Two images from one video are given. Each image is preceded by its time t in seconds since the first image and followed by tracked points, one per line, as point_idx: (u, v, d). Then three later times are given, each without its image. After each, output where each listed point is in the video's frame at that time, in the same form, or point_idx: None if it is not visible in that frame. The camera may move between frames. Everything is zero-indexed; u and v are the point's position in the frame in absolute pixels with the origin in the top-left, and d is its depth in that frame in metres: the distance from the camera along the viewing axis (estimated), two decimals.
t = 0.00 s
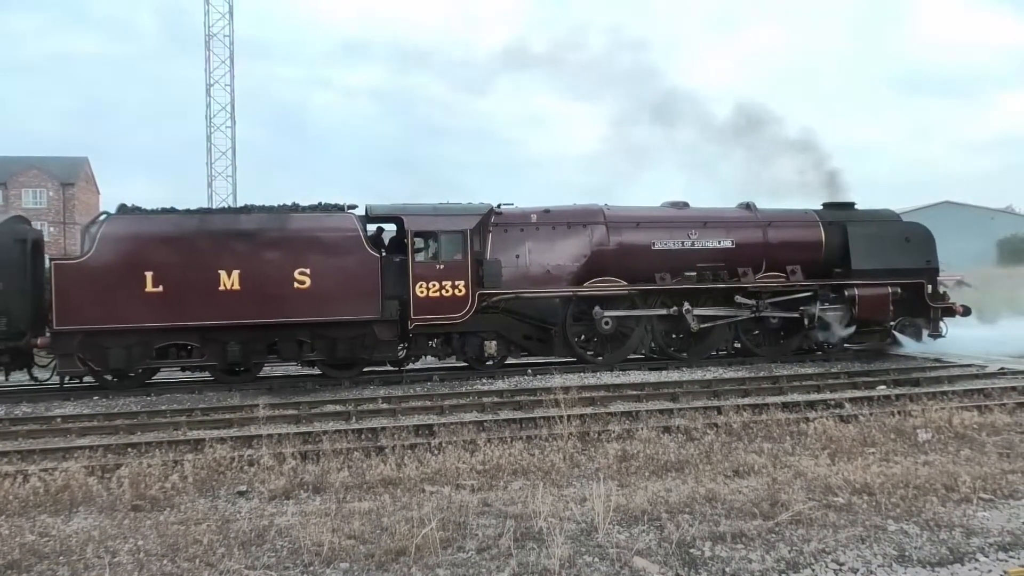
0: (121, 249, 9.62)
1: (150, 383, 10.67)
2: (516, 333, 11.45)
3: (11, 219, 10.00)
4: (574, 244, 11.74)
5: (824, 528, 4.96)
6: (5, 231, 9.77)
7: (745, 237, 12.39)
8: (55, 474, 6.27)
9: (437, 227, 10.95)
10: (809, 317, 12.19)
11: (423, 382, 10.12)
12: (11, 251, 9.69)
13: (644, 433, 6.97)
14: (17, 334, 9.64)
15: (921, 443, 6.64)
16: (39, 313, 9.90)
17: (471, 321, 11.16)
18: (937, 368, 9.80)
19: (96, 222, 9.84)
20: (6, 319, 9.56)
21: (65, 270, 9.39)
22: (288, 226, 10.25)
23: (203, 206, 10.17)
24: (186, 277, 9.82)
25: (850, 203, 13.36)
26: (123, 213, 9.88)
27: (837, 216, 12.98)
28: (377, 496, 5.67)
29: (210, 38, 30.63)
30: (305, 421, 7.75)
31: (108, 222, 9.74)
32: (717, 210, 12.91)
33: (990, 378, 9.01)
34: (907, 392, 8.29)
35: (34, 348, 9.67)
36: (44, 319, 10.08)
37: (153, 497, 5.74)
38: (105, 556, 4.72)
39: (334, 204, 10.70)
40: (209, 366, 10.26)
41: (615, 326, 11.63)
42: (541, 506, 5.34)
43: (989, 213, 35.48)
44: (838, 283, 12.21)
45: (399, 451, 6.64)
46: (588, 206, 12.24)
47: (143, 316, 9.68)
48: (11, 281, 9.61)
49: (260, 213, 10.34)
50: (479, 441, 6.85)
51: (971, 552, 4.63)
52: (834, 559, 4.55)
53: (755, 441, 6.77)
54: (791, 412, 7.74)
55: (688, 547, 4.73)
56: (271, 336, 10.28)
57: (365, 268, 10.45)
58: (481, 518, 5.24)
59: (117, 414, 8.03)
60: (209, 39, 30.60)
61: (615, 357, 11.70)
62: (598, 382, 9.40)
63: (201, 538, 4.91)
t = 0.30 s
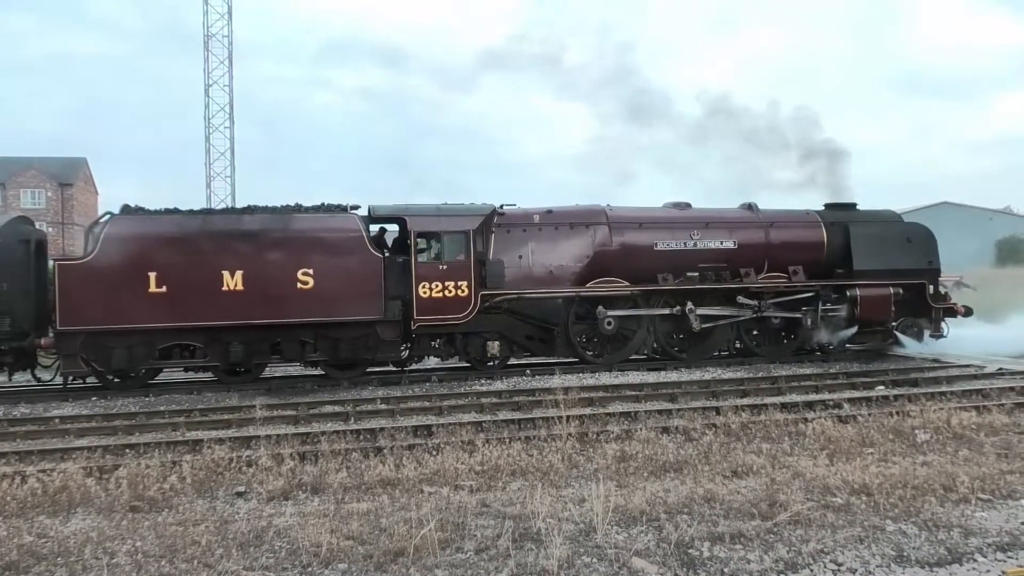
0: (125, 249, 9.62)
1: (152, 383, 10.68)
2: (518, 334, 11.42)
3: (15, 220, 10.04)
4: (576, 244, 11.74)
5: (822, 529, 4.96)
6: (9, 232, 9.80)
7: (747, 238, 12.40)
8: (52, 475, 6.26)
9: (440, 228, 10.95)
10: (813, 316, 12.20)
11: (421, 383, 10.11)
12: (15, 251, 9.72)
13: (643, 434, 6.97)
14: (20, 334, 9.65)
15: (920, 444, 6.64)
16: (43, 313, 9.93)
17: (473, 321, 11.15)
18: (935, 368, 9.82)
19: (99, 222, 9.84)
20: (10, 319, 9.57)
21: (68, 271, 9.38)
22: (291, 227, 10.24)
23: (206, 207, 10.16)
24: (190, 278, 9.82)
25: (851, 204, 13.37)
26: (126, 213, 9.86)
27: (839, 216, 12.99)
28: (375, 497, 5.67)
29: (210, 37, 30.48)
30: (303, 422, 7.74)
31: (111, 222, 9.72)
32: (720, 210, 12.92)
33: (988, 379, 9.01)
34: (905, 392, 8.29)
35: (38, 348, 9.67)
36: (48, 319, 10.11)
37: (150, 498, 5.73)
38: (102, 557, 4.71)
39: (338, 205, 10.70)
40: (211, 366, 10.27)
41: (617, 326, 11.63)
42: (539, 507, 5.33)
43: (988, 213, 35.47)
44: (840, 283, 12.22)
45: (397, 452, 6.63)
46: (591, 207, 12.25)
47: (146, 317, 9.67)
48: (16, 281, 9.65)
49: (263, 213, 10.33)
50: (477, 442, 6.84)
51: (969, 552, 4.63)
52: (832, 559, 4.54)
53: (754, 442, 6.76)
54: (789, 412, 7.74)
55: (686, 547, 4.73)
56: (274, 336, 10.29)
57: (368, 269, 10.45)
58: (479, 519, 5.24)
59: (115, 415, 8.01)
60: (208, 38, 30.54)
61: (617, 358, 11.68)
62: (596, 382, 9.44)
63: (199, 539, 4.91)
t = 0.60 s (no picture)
0: (126, 250, 9.59)
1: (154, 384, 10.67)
2: (520, 334, 11.41)
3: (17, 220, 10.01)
4: (577, 245, 11.73)
5: (819, 529, 4.97)
6: (11, 232, 9.78)
7: (748, 239, 12.40)
8: (48, 476, 6.24)
9: (441, 229, 10.93)
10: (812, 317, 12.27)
11: (418, 385, 10.08)
12: (16, 251, 9.69)
13: (640, 435, 6.96)
14: (22, 334, 9.62)
15: (916, 444, 6.64)
16: (43, 314, 9.91)
17: (474, 322, 11.14)
18: (932, 369, 9.84)
19: (100, 223, 9.80)
20: (12, 320, 9.54)
21: (70, 272, 9.36)
22: (293, 227, 10.22)
23: (207, 207, 10.13)
24: (191, 279, 9.80)
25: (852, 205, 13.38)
26: (127, 213, 9.82)
27: (839, 217, 13.00)
28: (373, 499, 5.66)
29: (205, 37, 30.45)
30: (300, 423, 7.72)
31: (112, 223, 9.69)
32: (721, 211, 12.92)
33: (985, 380, 9.03)
34: (902, 393, 8.30)
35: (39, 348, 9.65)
36: (49, 320, 10.09)
37: (147, 500, 5.71)
38: (98, 559, 4.70)
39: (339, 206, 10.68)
40: (213, 367, 10.25)
41: (618, 327, 11.63)
42: (536, 508, 5.32)
43: (983, 216, 35.55)
44: (841, 284, 12.23)
45: (394, 454, 6.61)
46: (592, 208, 12.24)
47: (148, 318, 9.65)
48: (16, 282, 9.63)
49: (264, 214, 10.31)
50: (474, 443, 6.83)
51: (966, 552, 4.63)
52: (829, 560, 4.54)
53: (751, 443, 6.76)
54: (786, 413, 7.73)
55: (683, 548, 4.73)
56: (275, 337, 10.28)
57: (369, 270, 10.44)
58: (476, 521, 5.23)
59: (111, 416, 7.99)
60: (204, 39, 30.48)
61: (617, 358, 11.67)
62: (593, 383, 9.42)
63: (196, 541, 4.89)
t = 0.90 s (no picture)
0: (127, 251, 9.56)
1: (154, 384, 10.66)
2: (520, 335, 11.42)
3: (19, 219, 9.97)
4: (578, 246, 11.72)
5: (815, 530, 4.97)
6: (12, 233, 9.72)
7: (748, 240, 12.41)
8: (43, 477, 6.22)
9: (442, 230, 10.93)
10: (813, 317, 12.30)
11: (415, 386, 10.07)
12: (17, 252, 9.64)
13: (636, 436, 6.96)
14: (24, 336, 9.62)
15: (912, 445, 6.65)
16: (44, 314, 9.89)
17: (475, 323, 11.15)
18: (928, 370, 9.87)
19: (101, 223, 9.77)
20: (14, 321, 9.54)
21: (70, 273, 9.33)
22: (294, 228, 10.20)
23: (207, 208, 10.10)
24: (192, 280, 9.78)
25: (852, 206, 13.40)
26: (128, 214, 9.78)
27: (839, 218, 13.02)
28: (369, 500, 5.65)
29: (201, 37, 30.45)
30: (296, 424, 7.70)
31: (113, 223, 9.65)
32: (721, 212, 12.93)
33: (981, 380, 9.05)
34: (897, 394, 8.31)
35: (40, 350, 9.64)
36: (51, 319, 10.07)
37: (142, 501, 5.70)
38: (93, 560, 4.69)
39: (340, 207, 10.66)
40: (214, 368, 10.25)
41: (619, 328, 11.65)
42: (533, 509, 5.32)
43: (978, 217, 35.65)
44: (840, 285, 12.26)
45: (391, 455, 6.60)
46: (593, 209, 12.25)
47: (148, 319, 9.63)
48: (17, 282, 9.61)
49: (265, 215, 10.28)
50: (470, 444, 6.82)
51: (962, 553, 4.64)
52: (825, 561, 4.55)
53: (747, 444, 6.76)
54: (782, 414, 7.74)
55: (680, 549, 4.73)
56: (276, 338, 10.29)
57: (370, 270, 10.43)
58: (473, 522, 5.23)
59: (107, 417, 7.97)
60: (200, 40, 30.45)
61: (617, 359, 11.66)
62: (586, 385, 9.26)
63: (192, 542, 4.88)
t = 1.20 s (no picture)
0: (129, 252, 9.55)
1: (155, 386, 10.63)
2: (522, 336, 11.44)
3: (20, 220, 9.95)
4: (580, 247, 11.73)
5: (812, 531, 4.98)
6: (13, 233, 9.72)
7: (749, 241, 12.43)
8: (39, 479, 6.21)
9: (444, 231, 10.93)
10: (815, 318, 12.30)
11: (412, 386, 10.08)
12: (19, 253, 9.64)
13: (633, 436, 6.97)
14: (25, 336, 9.60)
15: (908, 446, 6.66)
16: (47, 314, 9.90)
17: (476, 324, 11.17)
18: (925, 371, 9.90)
19: (102, 224, 9.75)
20: (15, 322, 9.52)
21: (72, 274, 9.31)
22: (296, 229, 10.19)
23: (209, 208, 10.08)
24: (194, 281, 9.76)
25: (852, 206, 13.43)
26: (130, 215, 9.77)
27: (839, 219, 13.04)
28: (365, 501, 5.64)
29: (197, 37, 30.46)
30: (293, 425, 7.70)
31: (115, 224, 9.63)
32: (722, 213, 12.94)
33: (977, 381, 9.07)
34: (893, 395, 8.33)
35: (42, 350, 9.63)
36: (52, 319, 10.09)
37: (138, 502, 5.69)
38: (89, 562, 4.68)
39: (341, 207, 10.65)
40: (216, 368, 10.24)
41: (620, 329, 11.67)
42: (530, 510, 5.32)
43: (975, 219, 35.82)
44: (840, 286, 12.27)
45: (388, 456, 6.60)
46: (594, 210, 12.25)
47: (150, 319, 9.61)
48: (19, 283, 9.61)
49: (267, 215, 10.26)
50: (467, 445, 6.83)
51: (958, 554, 4.65)
52: (822, 562, 4.55)
53: (744, 445, 6.77)
54: (778, 415, 7.74)
55: (676, 550, 4.73)
56: (279, 339, 10.31)
57: (372, 271, 10.42)
58: (469, 523, 5.23)
59: (103, 418, 7.96)
60: (197, 40, 30.40)
61: (617, 360, 11.68)
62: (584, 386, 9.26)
63: (187, 543, 4.87)
